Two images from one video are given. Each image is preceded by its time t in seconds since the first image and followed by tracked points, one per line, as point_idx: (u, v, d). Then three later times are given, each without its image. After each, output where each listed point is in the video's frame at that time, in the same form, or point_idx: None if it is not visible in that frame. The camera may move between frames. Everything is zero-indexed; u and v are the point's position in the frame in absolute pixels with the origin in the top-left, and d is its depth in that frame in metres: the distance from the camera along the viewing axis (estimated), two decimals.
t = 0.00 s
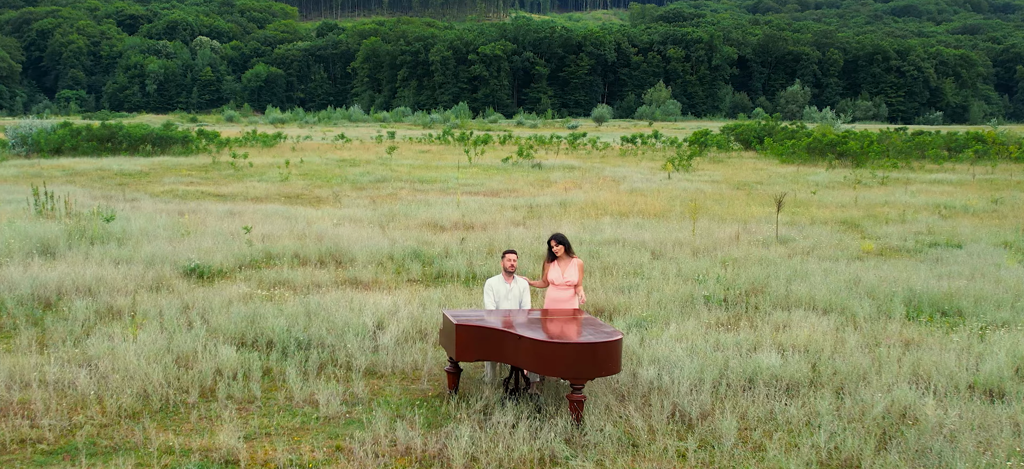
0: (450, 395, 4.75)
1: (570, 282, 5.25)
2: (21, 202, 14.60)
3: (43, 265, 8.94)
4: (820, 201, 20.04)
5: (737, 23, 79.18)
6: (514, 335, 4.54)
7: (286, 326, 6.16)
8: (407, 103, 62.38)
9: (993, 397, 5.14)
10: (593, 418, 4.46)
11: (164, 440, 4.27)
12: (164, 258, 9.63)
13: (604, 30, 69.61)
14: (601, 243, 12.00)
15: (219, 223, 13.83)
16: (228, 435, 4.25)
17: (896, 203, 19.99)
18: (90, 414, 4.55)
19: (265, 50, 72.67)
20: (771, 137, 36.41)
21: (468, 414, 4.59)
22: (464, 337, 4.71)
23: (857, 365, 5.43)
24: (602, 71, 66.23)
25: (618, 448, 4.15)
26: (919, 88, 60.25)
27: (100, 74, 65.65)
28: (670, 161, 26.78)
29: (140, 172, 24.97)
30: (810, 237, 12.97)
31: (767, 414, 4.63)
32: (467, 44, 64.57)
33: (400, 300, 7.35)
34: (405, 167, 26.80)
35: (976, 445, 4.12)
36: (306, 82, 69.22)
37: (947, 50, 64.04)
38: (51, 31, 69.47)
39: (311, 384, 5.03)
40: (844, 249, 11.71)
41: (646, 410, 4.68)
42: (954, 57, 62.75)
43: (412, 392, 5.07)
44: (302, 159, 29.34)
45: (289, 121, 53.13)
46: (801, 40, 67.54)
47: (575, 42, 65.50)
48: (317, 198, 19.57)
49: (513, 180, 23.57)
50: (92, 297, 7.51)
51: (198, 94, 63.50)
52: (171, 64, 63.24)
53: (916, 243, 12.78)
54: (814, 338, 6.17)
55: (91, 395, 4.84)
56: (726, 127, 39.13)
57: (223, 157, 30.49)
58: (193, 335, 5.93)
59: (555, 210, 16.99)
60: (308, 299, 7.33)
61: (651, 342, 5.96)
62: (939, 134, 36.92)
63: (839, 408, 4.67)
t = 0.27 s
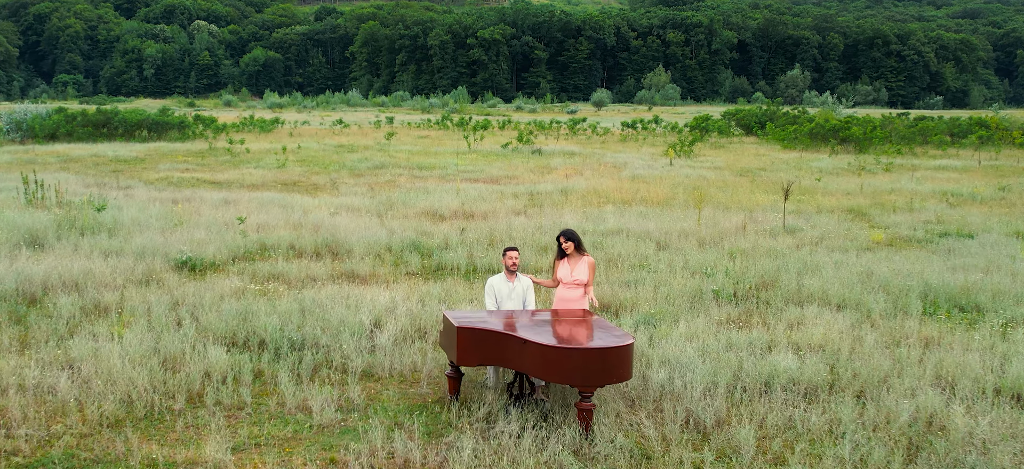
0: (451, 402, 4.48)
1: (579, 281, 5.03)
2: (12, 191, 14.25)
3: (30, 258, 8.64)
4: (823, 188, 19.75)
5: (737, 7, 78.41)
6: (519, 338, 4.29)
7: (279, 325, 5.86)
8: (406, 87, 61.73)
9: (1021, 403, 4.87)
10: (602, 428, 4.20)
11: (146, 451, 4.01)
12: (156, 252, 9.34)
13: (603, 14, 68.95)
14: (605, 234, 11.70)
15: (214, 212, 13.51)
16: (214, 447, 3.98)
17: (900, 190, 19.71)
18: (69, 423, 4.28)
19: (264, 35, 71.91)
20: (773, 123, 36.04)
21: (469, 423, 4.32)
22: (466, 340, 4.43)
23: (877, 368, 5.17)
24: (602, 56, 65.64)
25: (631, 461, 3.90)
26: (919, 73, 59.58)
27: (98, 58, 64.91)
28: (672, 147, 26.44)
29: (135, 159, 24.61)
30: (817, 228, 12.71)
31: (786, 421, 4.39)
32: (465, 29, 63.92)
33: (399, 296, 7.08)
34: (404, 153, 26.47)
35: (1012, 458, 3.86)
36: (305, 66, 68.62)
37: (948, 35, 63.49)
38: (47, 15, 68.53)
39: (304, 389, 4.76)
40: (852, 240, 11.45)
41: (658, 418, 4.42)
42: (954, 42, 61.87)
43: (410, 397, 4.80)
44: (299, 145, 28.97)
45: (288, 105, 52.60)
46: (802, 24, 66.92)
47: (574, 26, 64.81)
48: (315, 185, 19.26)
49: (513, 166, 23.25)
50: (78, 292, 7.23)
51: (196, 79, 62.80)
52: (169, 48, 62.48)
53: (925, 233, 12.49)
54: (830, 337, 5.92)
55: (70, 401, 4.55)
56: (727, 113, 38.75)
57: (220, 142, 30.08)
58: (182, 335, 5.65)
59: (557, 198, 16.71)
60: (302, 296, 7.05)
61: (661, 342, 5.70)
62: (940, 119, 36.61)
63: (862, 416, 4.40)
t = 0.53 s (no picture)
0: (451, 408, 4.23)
1: (587, 281, 4.85)
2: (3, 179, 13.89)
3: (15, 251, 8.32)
4: (827, 174, 19.47)
5: None
6: (526, 341, 4.03)
7: (271, 323, 5.58)
8: (404, 71, 61.01)
9: None
10: (612, 440, 3.93)
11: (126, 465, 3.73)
12: (146, 243, 9.05)
13: None
14: (608, 223, 11.43)
15: (208, 200, 13.22)
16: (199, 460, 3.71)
17: (905, 176, 19.43)
18: (45, 434, 4.00)
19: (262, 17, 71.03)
20: (774, 107, 35.64)
21: (471, 433, 4.06)
22: (468, 345, 4.16)
23: (900, 371, 4.91)
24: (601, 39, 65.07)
25: None
26: (920, 56, 58.84)
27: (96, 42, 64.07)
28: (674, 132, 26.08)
29: (130, 144, 24.25)
30: (825, 216, 12.46)
31: (806, 430, 4.14)
32: (463, 11, 63.27)
33: (397, 292, 6.81)
34: (402, 138, 26.11)
35: None
36: (303, 49, 68.11)
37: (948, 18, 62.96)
38: None
39: (297, 395, 4.49)
40: (861, 230, 11.19)
41: (671, 428, 4.16)
42: (955, 24, 61.42)
43: (407, 404, 4.52)
44: (296, 129, 28.59)
45: (285, 89, 51.97)
46: (801, 7, 66.31)
47: (574, 9, 64.10)
48: (311, 171, 18.92)
49: (513, 151, 22.90)
50: (63, 287, 6.92)
51: (193, 62, 62.01)
52: (166, 31, 61.64)
53: (934, 223, 12.23)
54: (848, 336, 5.64)
55: (47, 409, 4.27)
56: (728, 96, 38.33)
57: (216, 127, 29.62)
58: (169, 336, 5.37)
59: (559, 185, 16.41)
60: (296, 291, 6.77)
61: (671, 341, 5.42)
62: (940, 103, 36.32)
63: (891, 425, 4.13)
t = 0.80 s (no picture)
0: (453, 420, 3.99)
1: (596, 281, 4.58)
2: None
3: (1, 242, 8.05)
4: (832, 160, 19.19)
5: None
6: (532, 347, 3.77)
7: (262, 322, 5.31)
8: (403, 52, 60.32)
9: None
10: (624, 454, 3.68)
11: None
12: (135, 234, 8.75)
13: None
14: (612, 212, 11.14)
15: (202, 188, 12.90)
16: None
17: (911, 161, 19.15)
18: (20, 447, 3.74)
19: None
20: (776, 89, 35.22)
21: (473, 447, 3.82)
22: (470, 352, 3.90)
23: (925, 375, 4.67)
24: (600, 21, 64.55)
25: None
26: (920, 37, 58.16)
27: (92, 23, 63.37)
28: (676, 115, 25.73)
29: (125, 127, 23.85)
30: (833, 204, 12.21)
31: (829, 440, 3.89)
32: None
33: (395, 286, 6.57)
34: (401, 121, 25.75)
35: None
36: (301, 30, 66.90)
37: None
38: None
39: (289, 402, 4.24)
40: (870, 219, 10.96)
41: (688, 441, 3.91)
42: (956, 6, 60.86)
43: (405, 413, 4.26)
44: (293, 113, 28.21)
45: (283, 71, 51.40)
46: None
47: None
48: (309, 156, 18.61)
49: (513, 135, 22.60)
50: (47, 283, 6.65)
51: (191, 44, 61.30)
52: (162, 13, 60.95)
53: (943, 210, 11.97)
54: (867, 335, 5.38)
55: (23, 418, 4.01)
56: (730, 79, 37.90)
57: (212, 110, 29.20)
58: (156, 336, 5.11)
59: (560, 171, 16.15)
60: (291, 286, 6.51)
61: (683, 342, 5.18)
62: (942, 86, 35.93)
63: (919, 437, 3.89)
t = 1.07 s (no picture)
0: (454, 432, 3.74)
1: (603, 282, 4.31)
2: None
3: None
4: (837, 144, 18.88)
5: None
6: (537, 354, 3.51)
7: (253, 322, 5.05)
8: (401, 33, 59.59)
9: None
10: None
11: None
12: (124, 224, 8.47)
13: None
14: (615, 200, 10.84)
15: (195, 174, 12.58)
16: None
17: (917, 145, 18.85)
18: None
19: None
20: (777, 70, 34.76)
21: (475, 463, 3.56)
22: (472, 359, 3.64)
23: (952, 379, 4.42)
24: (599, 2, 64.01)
25: None
26: (920, 18, 57.52)
27: (88, 4, 62.56)
28: (677, 98, 25.34)
29: (119, 110, 23.43)
30: (842, 191, 11.93)
31: (856, 454, 3.63)
32: None
33: (392, 281, 6.30)
34: (399, 104, 25.36)
35: None
36: (299, 11, 66.42)
37: None
38: None
39: (280, 411, 3.98)
40: (880, 207, 10.69)
41: (703, 456, 3.66)
42: None
43: (403, 422, 4.00)
44: (290, 95, 27.80)
45: (281, 52, 50.79)
46: None
47: None
48: (305, 140, 18.26)
49: (513, 118, 22.25)
50: (31, 277, 6.38)
51: (188, 25, 60.56)
52: None
53: (953, 197, 11.70)
54: (887, 336, 5.12)
55: None
56: (730, 61, 37.44)
57: (208, 92, 28.75)
58: (140, 337, 4.85)
59: (561, 155, 15.84)
60: (285, 280, 6.25)
61: (695, 343, 4.91)
62: (945, 68, 35.51)
63: (952, 451, 3.64)
